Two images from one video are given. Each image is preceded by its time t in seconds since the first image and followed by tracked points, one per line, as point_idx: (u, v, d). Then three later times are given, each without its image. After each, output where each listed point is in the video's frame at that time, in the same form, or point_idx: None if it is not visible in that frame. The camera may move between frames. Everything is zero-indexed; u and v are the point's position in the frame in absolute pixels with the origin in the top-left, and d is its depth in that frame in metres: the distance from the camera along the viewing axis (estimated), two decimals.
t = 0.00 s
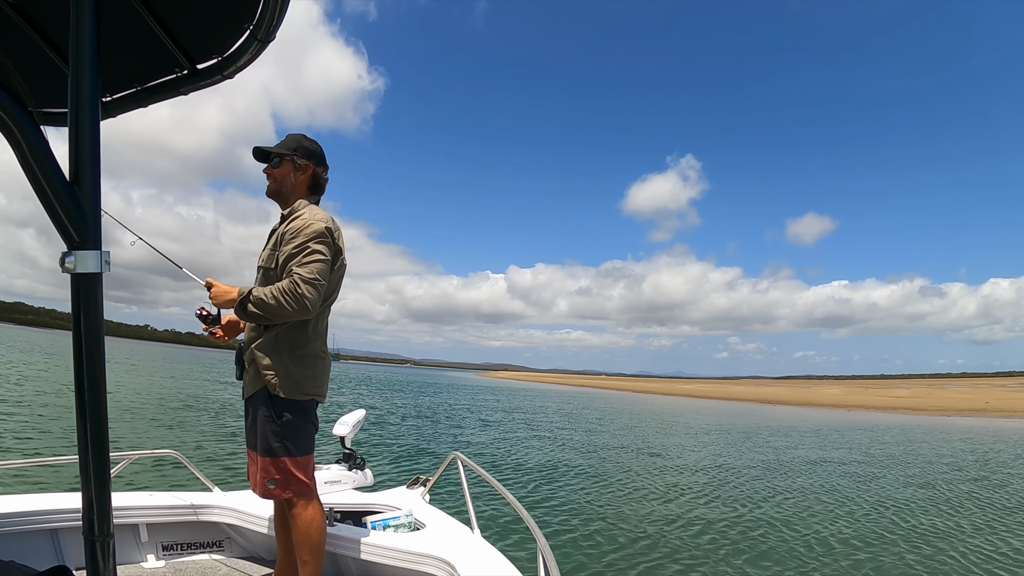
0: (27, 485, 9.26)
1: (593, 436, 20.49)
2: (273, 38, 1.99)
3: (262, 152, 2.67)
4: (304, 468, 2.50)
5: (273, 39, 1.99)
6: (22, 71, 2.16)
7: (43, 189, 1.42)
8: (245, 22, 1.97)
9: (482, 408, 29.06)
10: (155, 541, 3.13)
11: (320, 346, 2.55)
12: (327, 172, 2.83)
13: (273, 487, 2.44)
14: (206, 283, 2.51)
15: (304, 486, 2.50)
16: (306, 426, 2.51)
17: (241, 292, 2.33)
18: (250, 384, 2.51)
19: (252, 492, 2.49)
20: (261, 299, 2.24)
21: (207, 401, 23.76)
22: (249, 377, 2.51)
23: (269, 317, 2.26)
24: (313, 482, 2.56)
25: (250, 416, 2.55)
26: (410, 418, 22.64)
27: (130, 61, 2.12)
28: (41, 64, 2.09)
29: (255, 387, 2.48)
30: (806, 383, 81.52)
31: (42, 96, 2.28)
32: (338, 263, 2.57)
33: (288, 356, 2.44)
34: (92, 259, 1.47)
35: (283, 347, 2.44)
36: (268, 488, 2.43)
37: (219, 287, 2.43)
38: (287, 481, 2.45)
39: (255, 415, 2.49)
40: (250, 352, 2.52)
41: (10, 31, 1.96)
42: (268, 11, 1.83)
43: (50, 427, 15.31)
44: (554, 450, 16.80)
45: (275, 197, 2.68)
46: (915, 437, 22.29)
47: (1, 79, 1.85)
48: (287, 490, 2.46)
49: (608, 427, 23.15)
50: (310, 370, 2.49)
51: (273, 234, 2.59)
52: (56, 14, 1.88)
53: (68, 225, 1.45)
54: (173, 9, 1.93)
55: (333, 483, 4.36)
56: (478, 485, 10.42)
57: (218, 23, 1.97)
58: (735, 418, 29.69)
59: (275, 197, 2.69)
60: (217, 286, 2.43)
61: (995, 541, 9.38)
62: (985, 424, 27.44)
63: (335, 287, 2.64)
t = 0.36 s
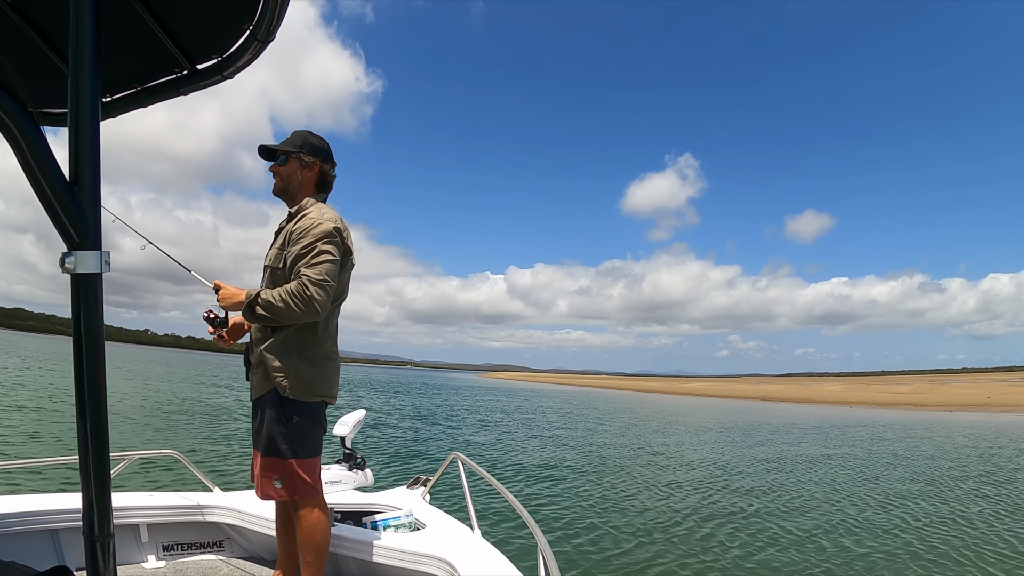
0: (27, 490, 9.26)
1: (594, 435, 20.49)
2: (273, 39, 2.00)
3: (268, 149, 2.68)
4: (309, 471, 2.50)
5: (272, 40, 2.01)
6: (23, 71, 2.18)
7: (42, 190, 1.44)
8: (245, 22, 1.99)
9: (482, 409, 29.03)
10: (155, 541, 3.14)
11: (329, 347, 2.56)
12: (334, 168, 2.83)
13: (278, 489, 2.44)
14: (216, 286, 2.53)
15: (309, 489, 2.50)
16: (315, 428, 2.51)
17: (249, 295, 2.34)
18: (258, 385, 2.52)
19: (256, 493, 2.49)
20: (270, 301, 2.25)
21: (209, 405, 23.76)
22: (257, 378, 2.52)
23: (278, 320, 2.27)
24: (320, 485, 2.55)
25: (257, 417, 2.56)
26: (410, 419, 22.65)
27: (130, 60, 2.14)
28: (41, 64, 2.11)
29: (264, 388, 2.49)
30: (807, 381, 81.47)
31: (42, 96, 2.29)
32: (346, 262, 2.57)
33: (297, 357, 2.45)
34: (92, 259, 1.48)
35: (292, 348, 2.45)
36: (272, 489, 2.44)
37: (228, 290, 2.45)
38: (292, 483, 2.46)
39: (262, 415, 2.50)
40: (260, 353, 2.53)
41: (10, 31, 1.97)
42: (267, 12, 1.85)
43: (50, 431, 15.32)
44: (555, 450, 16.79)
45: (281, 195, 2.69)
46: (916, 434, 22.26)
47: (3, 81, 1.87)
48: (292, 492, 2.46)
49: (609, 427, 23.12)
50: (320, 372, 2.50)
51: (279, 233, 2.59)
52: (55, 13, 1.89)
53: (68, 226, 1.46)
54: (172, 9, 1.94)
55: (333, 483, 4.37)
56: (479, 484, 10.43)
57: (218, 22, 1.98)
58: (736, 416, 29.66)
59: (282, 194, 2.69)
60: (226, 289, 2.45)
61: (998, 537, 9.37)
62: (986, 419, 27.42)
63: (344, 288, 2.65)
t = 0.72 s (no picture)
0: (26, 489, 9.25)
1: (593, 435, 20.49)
2: (273, 38, 2.00)
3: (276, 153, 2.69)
4: (323, 475, 2.48)
5: (272, 40, 2.01)
6: (24, 71, 2.17)
7: (42, 188, 1.44)
8: (245, 22, 1.99)
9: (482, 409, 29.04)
10: (154, 541, 3.14)
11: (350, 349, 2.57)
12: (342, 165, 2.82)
13: (292, 490, 2.43)
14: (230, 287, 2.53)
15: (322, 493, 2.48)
16: (333, 431, 2.51)
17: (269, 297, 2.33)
18: (278, 387, 2.50)
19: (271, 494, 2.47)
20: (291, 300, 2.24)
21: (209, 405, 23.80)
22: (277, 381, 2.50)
23: (300, 319, 2.27)
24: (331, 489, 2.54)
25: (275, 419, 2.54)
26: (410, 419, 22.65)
27: (131, 61, 2.14)
28: (42, 63, 2.11)
29: (285, 390, 2.47)
30: (807, 381, 81.48)
31: (42, 95, 2.29)
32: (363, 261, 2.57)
33: (319, 359, 2.45)
34: (92, 259, 1.48)
35: (313, 350, 2.45)
36: (286, 491, 2.42)
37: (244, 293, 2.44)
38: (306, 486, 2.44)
39: (281, 417, 2.47)
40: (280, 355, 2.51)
41: (11, 31, 1.97)
42: (267, 12, 1.85)
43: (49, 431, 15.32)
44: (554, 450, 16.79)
45: (291, 196, 2.69)
46: (916, 434, 22.27)
47: (3, 80, 1.87)
48: (305, 495, 2.44)
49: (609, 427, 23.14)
50: (343, 373, 2.51)
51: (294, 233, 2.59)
52: (55, 13, 1.90)
53: (68, 226, 1.46)
54: (172, 8, 1.94)
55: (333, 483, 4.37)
56: (479, 484, 10.43)
57: (217, 21, 1.98)
58: (736, 416, 29.66)
59: (293, 197, 2.70)
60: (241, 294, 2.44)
61: (996, 537, 9.38)
62: (986, 420, 27.43)
63: (362, 288, 2.65)
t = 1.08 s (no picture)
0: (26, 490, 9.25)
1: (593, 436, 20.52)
2: (274, 38, 2.01)
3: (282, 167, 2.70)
4: (334, 476, 2.46)
5: (273, 39, 2.01)
6: (23, 71, 2.17)
7: (44, 188, 1.44)
8: (246, 22, 1.99)
9: (482, 409, 29.06)
10: (154, 541, 3.14)
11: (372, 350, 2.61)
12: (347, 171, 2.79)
13: (305, 485, 2.39)
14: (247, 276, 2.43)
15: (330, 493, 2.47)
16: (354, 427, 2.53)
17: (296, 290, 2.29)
18: (307, 382, 2.47)
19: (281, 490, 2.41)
20: (324, 298, 2.24)
21: (209, 404, 23.81)
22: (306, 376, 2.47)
23: (326, 318, 2.25)
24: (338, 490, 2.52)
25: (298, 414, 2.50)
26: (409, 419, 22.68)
27: (132, 61, 2.14)
28: (41, 63, 2.11)
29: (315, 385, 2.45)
30: (806, 382, 81.56)
31: (42, 95, 2.29)
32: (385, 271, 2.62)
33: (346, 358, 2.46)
34: (92, 259, 1.48)
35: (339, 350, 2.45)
36: (300, 483, 2.38)
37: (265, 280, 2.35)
38: (320, 484, 2.41)
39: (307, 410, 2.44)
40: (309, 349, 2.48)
41: (10, 30, 1.97)
42: (268, 11, 1.85)
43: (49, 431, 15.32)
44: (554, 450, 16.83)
45: (299, 208, 2.71)
46: (916, 437, 22.28)
47: (4, 80, 1.88)
48: (316, 493, 2.41)
49: (609, 428, 23.16)
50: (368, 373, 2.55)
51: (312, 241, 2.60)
52: (55, 13, 1.90)
53: (69, 226, 1.47)
54: (172, 8, 1.95)
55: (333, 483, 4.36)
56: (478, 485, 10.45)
57: (218, 21, 1.98)
58: (736, 417, 29.68)
59: (303, 207, 2.72)
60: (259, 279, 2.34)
61: (996, 540, 9.38)
62: (986, 422, 27.47)
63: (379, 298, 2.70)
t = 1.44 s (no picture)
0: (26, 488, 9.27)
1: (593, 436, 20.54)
2: (273, 38, 2.00)
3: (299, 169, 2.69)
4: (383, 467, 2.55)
5: (273, 39, 2.00)
6: (24, 71, 2.17)
7: (43, 188, 1.44)
8: (245, 22, 1.98)
9: (482, 409, 29.10)
10: (154, 541, 3.14)
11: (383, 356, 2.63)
12: (362, 175, 2.78)
13: (367, 487, 2.42)
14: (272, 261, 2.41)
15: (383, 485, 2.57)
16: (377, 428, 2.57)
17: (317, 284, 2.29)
18: (324, 383, 2.45)
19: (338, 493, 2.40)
20: (347, 296, 2.24)
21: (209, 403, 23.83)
22: (323, 377, 2.45)
23: (346, 317, 2.25)
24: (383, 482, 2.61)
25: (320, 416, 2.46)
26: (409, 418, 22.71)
27: (131, 62, 2.14)
28: (41, 63, 2.10)
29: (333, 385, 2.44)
30: (806, 382, 81.58)
31: (42, 95, 2.28)
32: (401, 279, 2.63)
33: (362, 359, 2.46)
34: (92, 259, 1.47)
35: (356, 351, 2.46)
36: (364, 487, 2.41)
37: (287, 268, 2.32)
38: (379, 480, 2.48)
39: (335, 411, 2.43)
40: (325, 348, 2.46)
41: (10, 30, 1.96)
42: (267, 10, 1.84)
43: (49, 429, 15.34)
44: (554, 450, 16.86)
45: (315, 211, 2.70)
46: (915, 437, 22.32)
47: (3, 80, 1.87)
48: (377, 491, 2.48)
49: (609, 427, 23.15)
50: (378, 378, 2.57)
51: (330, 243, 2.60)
52: (55, 14, 1.89)
53: (68, 225, 1.46)
54: (172, 8, 1.94)
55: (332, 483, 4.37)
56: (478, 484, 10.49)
57: (219, 21, 1.97)
58: (736, 417, 29.74)
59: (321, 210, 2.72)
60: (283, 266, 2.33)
61: (996, 541, 9.37)
62: (985, 423, 27.50)
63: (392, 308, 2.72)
